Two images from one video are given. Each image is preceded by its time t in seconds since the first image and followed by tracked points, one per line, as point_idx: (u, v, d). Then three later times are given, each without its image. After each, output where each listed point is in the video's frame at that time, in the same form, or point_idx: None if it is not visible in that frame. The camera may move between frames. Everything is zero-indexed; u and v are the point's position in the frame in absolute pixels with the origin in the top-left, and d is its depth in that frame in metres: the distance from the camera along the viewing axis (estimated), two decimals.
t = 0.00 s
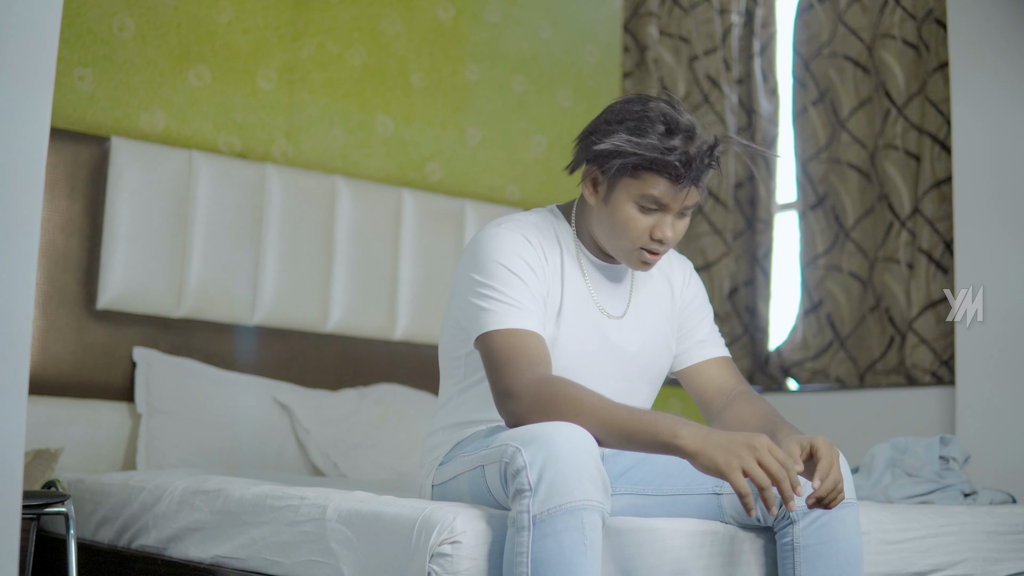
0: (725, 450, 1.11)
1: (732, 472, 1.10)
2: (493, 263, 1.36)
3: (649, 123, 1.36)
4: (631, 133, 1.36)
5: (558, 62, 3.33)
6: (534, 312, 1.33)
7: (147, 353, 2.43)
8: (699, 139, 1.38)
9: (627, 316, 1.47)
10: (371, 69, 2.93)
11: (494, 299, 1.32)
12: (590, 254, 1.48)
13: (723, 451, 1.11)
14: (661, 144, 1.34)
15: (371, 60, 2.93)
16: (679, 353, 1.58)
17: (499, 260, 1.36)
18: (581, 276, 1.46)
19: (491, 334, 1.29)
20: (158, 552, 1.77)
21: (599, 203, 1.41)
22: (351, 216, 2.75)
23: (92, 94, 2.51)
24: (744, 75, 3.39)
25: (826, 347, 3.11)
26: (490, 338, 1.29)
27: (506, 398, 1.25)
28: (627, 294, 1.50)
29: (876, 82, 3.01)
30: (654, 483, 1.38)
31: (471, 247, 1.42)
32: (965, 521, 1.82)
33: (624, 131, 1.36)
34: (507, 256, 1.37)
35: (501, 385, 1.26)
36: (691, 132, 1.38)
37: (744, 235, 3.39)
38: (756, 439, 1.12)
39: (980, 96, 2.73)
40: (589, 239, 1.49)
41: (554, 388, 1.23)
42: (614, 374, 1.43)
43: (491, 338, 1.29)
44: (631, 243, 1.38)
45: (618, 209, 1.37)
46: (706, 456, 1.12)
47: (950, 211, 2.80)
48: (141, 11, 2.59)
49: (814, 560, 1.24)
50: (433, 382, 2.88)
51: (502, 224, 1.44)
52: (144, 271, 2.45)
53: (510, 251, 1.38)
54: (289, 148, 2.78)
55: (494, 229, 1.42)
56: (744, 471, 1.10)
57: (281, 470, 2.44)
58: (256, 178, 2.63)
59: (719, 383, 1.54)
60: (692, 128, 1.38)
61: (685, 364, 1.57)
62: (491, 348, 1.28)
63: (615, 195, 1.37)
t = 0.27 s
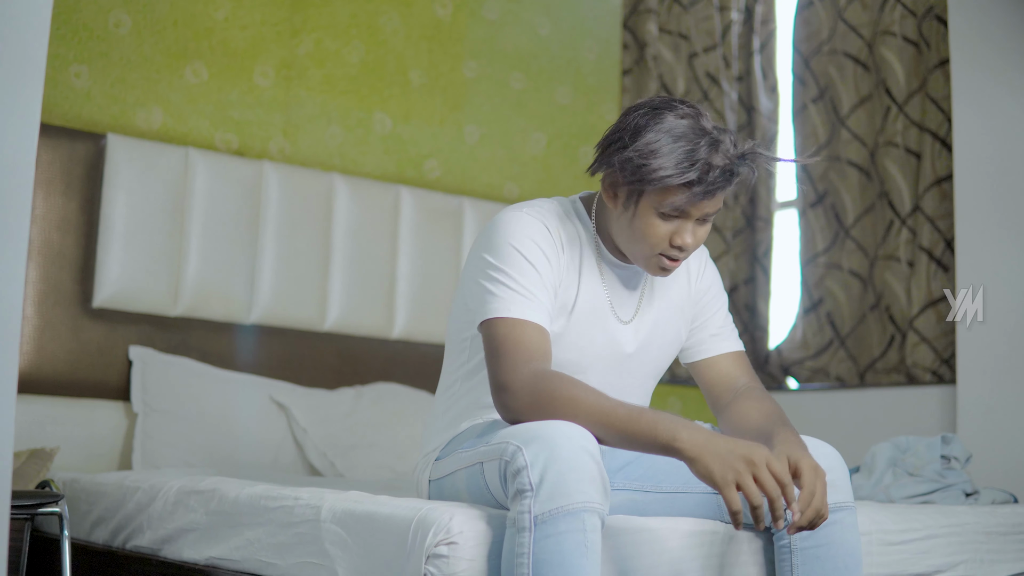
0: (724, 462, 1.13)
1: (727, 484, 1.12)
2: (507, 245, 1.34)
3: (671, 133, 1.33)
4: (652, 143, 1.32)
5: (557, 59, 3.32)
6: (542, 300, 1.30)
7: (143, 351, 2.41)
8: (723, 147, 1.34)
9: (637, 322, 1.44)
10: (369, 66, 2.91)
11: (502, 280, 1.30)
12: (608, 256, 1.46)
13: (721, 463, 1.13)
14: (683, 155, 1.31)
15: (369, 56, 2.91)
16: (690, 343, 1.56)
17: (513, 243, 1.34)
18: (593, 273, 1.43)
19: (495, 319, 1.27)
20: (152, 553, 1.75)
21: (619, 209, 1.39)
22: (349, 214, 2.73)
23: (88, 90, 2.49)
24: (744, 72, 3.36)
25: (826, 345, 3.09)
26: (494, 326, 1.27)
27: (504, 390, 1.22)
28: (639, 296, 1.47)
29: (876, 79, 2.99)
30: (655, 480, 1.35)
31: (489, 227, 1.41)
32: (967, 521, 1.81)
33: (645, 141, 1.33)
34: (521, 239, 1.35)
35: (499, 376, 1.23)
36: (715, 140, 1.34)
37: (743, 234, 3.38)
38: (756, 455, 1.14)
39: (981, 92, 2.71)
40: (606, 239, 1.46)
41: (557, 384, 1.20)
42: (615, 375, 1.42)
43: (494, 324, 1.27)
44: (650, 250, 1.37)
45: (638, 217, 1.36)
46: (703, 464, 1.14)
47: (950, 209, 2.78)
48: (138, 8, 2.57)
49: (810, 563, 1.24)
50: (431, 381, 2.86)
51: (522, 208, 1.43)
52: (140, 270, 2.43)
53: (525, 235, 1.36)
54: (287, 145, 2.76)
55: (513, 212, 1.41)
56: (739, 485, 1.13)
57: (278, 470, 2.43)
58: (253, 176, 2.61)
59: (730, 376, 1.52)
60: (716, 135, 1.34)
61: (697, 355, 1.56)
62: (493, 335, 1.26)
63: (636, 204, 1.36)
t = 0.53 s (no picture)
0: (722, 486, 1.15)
1: (722, 506, 1.13)
2: (516, 241, 1.32)
3: (686, 122, 1.33)
4: (668, 132, 1.32)
5: (556, 58, 3.30)
6: (550, 298, 1.28)
7: (139, 352, 2.39)
8: (738, 138, 1.34)
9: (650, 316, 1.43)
10: (367, 64, 2.89)
11: (510, 276, 1.28)
12: (621, 254, 1.44)
13: (721, 484, 1.15)
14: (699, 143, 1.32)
15: (367, 55, 2.89)
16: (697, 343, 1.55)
17: (524, 238, 1.32)
18: (602, 270, 1.42)
19: (499, 315, 1.25)
20: (147, 555, 1.74)
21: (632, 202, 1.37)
22: (346, 213, 2.72)
23: (83, 89, 2.47)
24: (744, 71, 3.33)
25: (826, 346, 3.08)
26: (497, 321, 1.25)
27: (505, 388, 1.21)
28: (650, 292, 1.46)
29: (877, 78, 2.98)
30: (657, 485, 1.33)
31: (500, 221, 1.39)
32: (970, 524, 1.79)
33: (660, 129, 1.33)
34: (531, 235, 1.33)
35: (499, 374, 1.22)
36: (730, 131, 1.35)
37: (743, 234, 3.36)
38: (753, 485, 1.16)
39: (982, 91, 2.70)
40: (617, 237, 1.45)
41: (559, 384, 1.19)
42: (619, 376, 1.40)
43: (499, 319, 1.25)
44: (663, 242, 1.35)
45: (652, 207, 1.34)
46: (702, 481, 1.15)
47: (951, 209, 2.77)
48: (134, 6, 2.55)
49: (818, 566, 1.24)
50: (429, 382, 2.84)
51: (534, 204, 1.41)
52: (136, 269, 2.41)
53: (535, 231, 1.35)
54: (284, 144, 2.74)
55: (525, 207, 1.39)
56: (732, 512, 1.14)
57: (275, 471, 2.41)
58: (250, 175, 2.59)
59: (738, 377, 1.50)
60: (731, 126, 1.35)
61: (705, 355, 1.54)
62: (497, 331, 1.24)
63: (650, 193, 1.34)
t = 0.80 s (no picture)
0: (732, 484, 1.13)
1: (731, 508, 1.11)
2: (525, 243, 1.29)
3: (698, 126, 1.31)
4: (679, 137, 1.30)
5: (556, 57, 3.27)
6: (556, 303, 1.26)
7: (136, 353, 2.37)
8: (750, 142, 1.32)
9: (656, 322, 1.41)
10: (366, 63, 2.87)
11: (517, 279, 1.25)
12: (628, 256, 1.42)
13: (729, 485, 1.12)
14: (710, 148, 1.29)
15: (365, 53, 2.87)
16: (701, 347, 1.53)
17: (533, 241, 1.30)
18: (610, 275, 1.39)
19: (501, 319, 1.22)
20: (142, 560, 1.71)
21: (642, 208, 1.35)
22: (345, 213, 2.69)
23: (79, 88, 2.45)
24: (746, 70, 3.30)
25: (829, 347, 3.05)
26: (500, 325, 1.22)
27: (507, 392, 1.18)
28: (657, 296, 1.44)
29: (879, 77, 2.95)
30: (659, 490, 1.31)
31: (509, 223, 1.36)
32: (976, 528, 1.77)
33: (672, 134, 1.31)
34: (540, 238, 1.31)
35: (501, 378, 1.20)
36: (741, 135, 1.33)
37: (745, 234, 3.33)
38: (762, 482, 1.14)
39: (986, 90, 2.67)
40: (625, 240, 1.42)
41: (562, 391, 1.16)
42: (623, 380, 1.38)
43: (502, 323, 1.22)
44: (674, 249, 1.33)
45: (662, 213, 1.32)
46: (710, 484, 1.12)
47: (955, 208, 2.74)
48: (130, 4, 2.53)
49: (820, 572, 1.22)
50: (429, 383, 2.82)
51: (543, 207, 1.38)
52: (133, 270, 2.39)
53: (544, 234, 1.32)
54: (282, 143, 2.72)
55: (535, 210, 1.37)
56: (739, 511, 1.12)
57: (272, 474, 2.39)
58: (248, 175, 2.57)
59: (743, 381, 1.48)
60: (743, 130, 1.33)
61: (710, 359, 1.52)
62: (500, 335, 1.22)
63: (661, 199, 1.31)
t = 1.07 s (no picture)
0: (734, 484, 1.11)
1: (735, 510, 1.10)
2: (525, 247, 1.27)
3: (700, 125, 1.29)
4: (681, 135, 1.28)
5: (557, 56, 3.25)
6: (556, 308, 1.24)
7: (133, 355, 2.35)
8: (752, 140, 1.31)
9: (654, 328, 1.39)
10: (365, 62, 2.85)
11: (517, 283, 1.23)
12: (627, 260, 1.40)
13: (732, 488, 1.10)
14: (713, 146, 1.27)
15: (365, 53, 2.85)
16: (701, 351, 1.51)
17: (534, 245, 1.28)
18: (611, 278, 1.37)
19: (499, 323, 1.20)
20: (138, 564, 1.70)
21: (645, 209, 1.33)
22: (344, 213, 2.67)
23: (77, 87, 2.43)
24: (747, 69, 3.28)
25: (832, 347, 3.03)
26: (498, 329, 1.20)
27: (504, 395, 1.16)
28: (656, 300, 1.42)
29: (882, 76, 2.93)
30: (657, 493, 1.29)
31: (509, 226, 1.34)
32: (980, 531, 1.75)
33: (673, 133, 1.29)
34: (541, 242, 1.28)
35: (498, 382, 1.17)
36: (744, 133, 1.31)
37: (747, 234, 3.31)
38: (764, 481, 1.13)
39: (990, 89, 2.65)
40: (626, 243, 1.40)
41: (561, 397, 1.14)
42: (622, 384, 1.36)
43: (500, 327, 1.20)
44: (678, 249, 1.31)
45: (665, 214, 1.30)
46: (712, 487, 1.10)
47: (959, 208, 2.72)
48: (128, 3, 2.51)
49: None
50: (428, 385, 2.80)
51: (543, 210, 1.36)
52: (131, 271, 2.37)
53: (545, 238, 1.30)
54: (281, 143, 2.70)
55: (536, 213, 1.35)
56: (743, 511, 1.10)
57: (271, 477, 2.37)
58: (246, 175, 2.55)
59: (744, 385, 1.46)
60: (745, 128, 1.31)
61: (709, 363, 1.50)
62: (498, 339, 1.20)
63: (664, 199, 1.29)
